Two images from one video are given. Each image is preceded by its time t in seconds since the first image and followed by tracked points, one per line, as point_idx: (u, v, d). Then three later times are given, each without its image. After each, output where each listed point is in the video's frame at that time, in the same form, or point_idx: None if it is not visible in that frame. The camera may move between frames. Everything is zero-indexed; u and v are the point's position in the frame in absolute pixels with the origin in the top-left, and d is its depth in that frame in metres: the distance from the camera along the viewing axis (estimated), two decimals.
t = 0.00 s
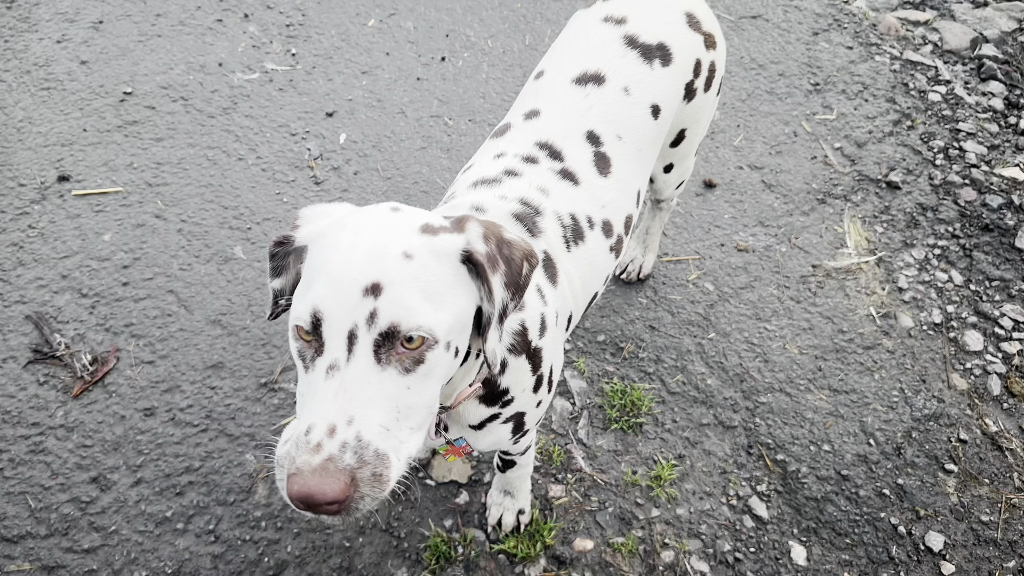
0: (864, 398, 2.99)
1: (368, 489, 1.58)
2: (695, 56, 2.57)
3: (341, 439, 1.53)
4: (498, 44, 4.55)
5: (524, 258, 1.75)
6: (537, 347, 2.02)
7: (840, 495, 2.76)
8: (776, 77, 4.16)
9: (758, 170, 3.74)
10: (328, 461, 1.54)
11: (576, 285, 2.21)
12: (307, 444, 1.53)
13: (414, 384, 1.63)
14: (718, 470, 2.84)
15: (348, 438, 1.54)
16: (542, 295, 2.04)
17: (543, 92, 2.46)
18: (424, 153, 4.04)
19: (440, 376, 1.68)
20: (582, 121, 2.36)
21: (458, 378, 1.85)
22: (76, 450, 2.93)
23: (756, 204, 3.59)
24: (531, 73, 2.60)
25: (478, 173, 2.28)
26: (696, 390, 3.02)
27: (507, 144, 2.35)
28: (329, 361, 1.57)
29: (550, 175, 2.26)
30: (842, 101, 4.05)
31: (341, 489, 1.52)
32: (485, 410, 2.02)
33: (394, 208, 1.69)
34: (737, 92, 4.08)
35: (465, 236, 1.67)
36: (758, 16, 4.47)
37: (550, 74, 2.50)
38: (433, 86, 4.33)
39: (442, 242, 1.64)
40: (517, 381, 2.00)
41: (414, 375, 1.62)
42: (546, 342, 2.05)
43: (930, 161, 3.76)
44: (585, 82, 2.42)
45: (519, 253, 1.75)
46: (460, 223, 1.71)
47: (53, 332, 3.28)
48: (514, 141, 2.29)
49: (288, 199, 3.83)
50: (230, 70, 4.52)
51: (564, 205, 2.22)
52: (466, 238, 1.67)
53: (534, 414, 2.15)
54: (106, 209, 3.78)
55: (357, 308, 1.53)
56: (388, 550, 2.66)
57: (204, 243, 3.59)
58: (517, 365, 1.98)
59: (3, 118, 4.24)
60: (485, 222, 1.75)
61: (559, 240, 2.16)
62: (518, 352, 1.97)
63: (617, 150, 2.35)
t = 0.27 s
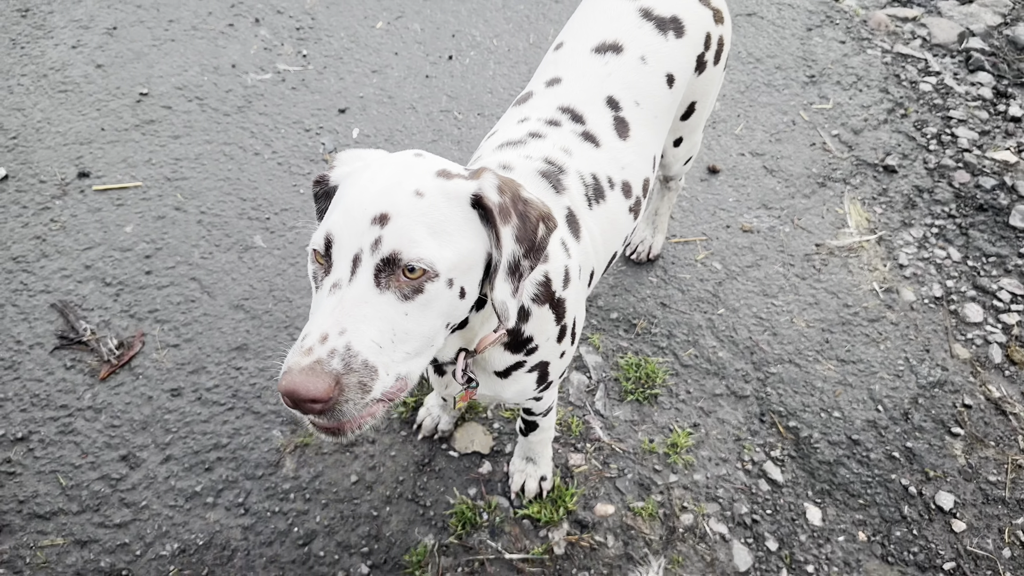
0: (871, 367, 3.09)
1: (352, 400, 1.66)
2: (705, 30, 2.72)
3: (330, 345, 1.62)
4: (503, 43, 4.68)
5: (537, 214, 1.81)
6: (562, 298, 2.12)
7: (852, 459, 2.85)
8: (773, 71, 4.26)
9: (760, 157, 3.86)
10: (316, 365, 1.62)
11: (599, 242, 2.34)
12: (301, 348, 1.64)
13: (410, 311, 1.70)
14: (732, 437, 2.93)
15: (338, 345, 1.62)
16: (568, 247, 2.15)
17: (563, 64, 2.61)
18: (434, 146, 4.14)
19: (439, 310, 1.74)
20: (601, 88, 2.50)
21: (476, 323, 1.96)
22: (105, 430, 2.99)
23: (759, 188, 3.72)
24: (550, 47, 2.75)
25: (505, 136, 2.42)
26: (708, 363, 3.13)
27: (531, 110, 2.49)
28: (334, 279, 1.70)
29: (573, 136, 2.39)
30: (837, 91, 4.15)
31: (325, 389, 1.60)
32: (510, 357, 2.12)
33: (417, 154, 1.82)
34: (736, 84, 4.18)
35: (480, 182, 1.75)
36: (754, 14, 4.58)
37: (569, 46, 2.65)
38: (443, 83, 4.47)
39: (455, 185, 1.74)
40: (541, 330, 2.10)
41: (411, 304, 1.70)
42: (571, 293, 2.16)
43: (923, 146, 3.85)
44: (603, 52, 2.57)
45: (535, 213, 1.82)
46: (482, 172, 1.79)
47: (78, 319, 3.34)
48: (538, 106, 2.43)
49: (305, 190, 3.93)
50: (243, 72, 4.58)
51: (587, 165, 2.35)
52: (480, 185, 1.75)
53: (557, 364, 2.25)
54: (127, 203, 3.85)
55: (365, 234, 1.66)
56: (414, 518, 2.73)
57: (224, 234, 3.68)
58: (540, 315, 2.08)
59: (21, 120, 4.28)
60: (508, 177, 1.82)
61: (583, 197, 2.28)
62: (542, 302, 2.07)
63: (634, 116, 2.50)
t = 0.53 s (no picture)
0: (866, 330, 3.25)
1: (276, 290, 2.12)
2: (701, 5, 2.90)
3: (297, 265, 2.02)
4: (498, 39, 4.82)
5: (491, 220, 1.73)
6: (588, 261, 2.27)
7: (851, 415, 3.00)
8: (758, 59, 4.36)
9: (750, 139, 4.00)
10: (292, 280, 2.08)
11: (620, 204, 2.55)
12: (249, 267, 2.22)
13: (331, 276, 2.01)
14: (738, 399, 3.07)
15: (261, 273, 2.15)
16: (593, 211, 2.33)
17: (572, 42, 2.81)
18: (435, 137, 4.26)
19: (362, 283, 2.00)
20: (611, 62, 2.70)
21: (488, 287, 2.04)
22: (133, 412, 3.06)
23: (751, 168, 3.88)
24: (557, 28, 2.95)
25: (525, 110, 2.61)
26: (711, 331, 3.28)
27: (547, 86, 2.68)
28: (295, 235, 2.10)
29: (589, 107, 2.59)
30: (821, 77, 4.26)
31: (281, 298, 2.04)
32: (536, 316, 2.24)
33: (400, 135, 1.91)
34: (723, 73, 4.29)
35: (428, 181, 1.79)
36: (737, 7, 4.64)
37: (578, 25, 2.84)
38: (442, 79, 4.43)
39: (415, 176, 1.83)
40: (566, 292, 2.23)
41: (331, 271, 2.00)
42: (596, 254, 2.32)
43: (904, 126, 3.96)
44: (611, 29, 2.76)
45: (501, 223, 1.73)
46: (445, 166, 1.81)
47: (99, 309, 3.38)
48: (555, 81, 2.63)
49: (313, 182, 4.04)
50: (247, 73, 4.44)
51: (604, 134, 2.55)
52: (430, 182, 1.79)
53: (584, 324, 2.39)
54: (141, 200, 3.82)
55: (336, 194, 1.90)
56: (438, 484, 2.85)
57: (238, 225, 3.73)
58: (565, 279, 2.21)
59: (31, 124, 4.12)
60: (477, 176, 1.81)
61: (604, 163, 2.48)
62: (565, 267, 2.20)
63: (644, 87, 2.70)
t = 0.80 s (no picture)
0: (857, 320, 3.35)
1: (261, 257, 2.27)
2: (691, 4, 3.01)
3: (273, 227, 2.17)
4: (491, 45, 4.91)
5: (375, 258, 1.88)
6: (584, 269, 2.33)
7: (846, 402, 3.08)
8: (745, 62, 4.48)
9: (740, 139, 4.11)
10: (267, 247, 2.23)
11: (628, 204, 2.67)
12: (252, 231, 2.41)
13: (281, 256, 2.18)
14: (736, 389, 3.15)
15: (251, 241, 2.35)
16: (596, 218, 2.40)
17: (573, 46, 2.89)
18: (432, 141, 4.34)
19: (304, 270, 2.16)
20: (613, 65, 2.80)
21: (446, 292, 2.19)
22: (144, 414, 3.09)
23: (742, 166, 3.99)
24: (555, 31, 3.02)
25: (534, 115, 2.71)
26: (708, 324, 3.37)
27: (553, 91, 2.78)
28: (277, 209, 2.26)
29: (595, 110, 2.70)
30: (806, 77, 4.38)
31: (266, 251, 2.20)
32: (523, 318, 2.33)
33: (352, 150, 1.98)
34: (711, 75, 4.40)
35: (342, 200, 1.89)
36: (723, 11, 4.75)
37: (576, 29, 2.93)
38: (437, 86, 4.28)
39: (336, 189, 1.91)
40: (554, 300, 2.30)
41: (282, 252, 2.17)
42: (595, 261, 2.38)
43: (888, 124, 4.08)
44: (609, 31, 2.85)
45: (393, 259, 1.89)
46: (362, 193, 1.88)
47: (107, 315, 3.36)
48: (561, 86, 2.73)
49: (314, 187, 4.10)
50: (244, 83, 4.28)
51: (611, 137, 2.66)
52: (344, 203, 1.89)
53: (579, 326, 2.46)
54: (145, 208, 3.73)
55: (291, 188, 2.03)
56: (446, 477, 2.92)
57: (242, 231, 3.66)
58: (550, 288, 2.27)
59: (34, 136, 3.99)
60: (383, 203, 1.90)
61: (613, 165, 2.59)
62: (551, 277, 2.26)
63: (645, 88, 2.82)
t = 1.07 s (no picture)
0: (851, 328, 3.39)
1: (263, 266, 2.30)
2: (687, 21, 3.06)
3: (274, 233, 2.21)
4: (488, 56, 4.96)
5: (376, 257, 1.93)
6: (573, 283, 2.38)
7: (841, 409, 3.12)
8: (739, 72, 4.54)
9: (734, 148, 4.16)
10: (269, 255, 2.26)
11: (624, 220, 2.73)
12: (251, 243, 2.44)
13: (284, 265, 2.21)
14: (732, 397, 3.19)
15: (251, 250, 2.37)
16: (589, 234, 2.45)
17: (573, 63, 2.94)
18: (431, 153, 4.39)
19: (308, 277, 2.19)
20: (612, 83, 2.85)
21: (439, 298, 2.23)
22: (147, 425, 3.13)
23: (737, 176, 4.04)
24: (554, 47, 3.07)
25: (534, 132, 2.76)
26: (704, 332, 3.41)
27: (553, 109, 2.83)
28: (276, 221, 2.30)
29: (595, 129, 2.76)
30: (800, 87, 4.44)
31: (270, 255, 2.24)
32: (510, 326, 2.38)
33: (345, 158, 2.04)
34: (706, 86, 4.46)
35: (338, 206, 1.94)
36: (718, 22, 4.81)
37: (575, 46, 2.97)
38: (435, 98, 4.34)
39: (330, 198, 1.96)
40: (543, 310, 2.34)
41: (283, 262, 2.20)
42: (586, 275, 2.42)
43: (881, 133, 4.13)
44: (609, 49, 2.90)
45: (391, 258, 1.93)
46: (357, 196, 1.94)
47: (110, 327, 3.40)
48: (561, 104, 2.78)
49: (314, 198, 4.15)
50: (245, 97, 4.34)
51: (610, 155, 2.72)
52: (340, 208, 1.94)
53: (569, 337, 2.51)
54: (147, 221, 3.78)
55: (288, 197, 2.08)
56: (446, 485, 2.95)
57: (242, 242, 3.71)
58: (538, 299, 2.32)
59: (36, 150, 4.02)
60: (377, 207, 1.94)
61: (610, 183, 2.65)
62: (539, 288, 2.30)
63: (643, 106, 2.87)
